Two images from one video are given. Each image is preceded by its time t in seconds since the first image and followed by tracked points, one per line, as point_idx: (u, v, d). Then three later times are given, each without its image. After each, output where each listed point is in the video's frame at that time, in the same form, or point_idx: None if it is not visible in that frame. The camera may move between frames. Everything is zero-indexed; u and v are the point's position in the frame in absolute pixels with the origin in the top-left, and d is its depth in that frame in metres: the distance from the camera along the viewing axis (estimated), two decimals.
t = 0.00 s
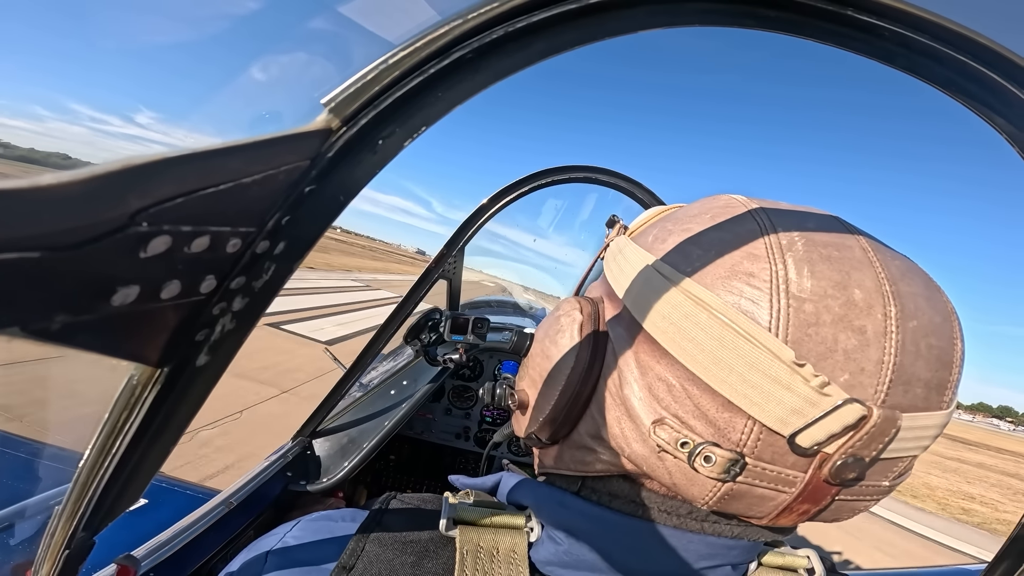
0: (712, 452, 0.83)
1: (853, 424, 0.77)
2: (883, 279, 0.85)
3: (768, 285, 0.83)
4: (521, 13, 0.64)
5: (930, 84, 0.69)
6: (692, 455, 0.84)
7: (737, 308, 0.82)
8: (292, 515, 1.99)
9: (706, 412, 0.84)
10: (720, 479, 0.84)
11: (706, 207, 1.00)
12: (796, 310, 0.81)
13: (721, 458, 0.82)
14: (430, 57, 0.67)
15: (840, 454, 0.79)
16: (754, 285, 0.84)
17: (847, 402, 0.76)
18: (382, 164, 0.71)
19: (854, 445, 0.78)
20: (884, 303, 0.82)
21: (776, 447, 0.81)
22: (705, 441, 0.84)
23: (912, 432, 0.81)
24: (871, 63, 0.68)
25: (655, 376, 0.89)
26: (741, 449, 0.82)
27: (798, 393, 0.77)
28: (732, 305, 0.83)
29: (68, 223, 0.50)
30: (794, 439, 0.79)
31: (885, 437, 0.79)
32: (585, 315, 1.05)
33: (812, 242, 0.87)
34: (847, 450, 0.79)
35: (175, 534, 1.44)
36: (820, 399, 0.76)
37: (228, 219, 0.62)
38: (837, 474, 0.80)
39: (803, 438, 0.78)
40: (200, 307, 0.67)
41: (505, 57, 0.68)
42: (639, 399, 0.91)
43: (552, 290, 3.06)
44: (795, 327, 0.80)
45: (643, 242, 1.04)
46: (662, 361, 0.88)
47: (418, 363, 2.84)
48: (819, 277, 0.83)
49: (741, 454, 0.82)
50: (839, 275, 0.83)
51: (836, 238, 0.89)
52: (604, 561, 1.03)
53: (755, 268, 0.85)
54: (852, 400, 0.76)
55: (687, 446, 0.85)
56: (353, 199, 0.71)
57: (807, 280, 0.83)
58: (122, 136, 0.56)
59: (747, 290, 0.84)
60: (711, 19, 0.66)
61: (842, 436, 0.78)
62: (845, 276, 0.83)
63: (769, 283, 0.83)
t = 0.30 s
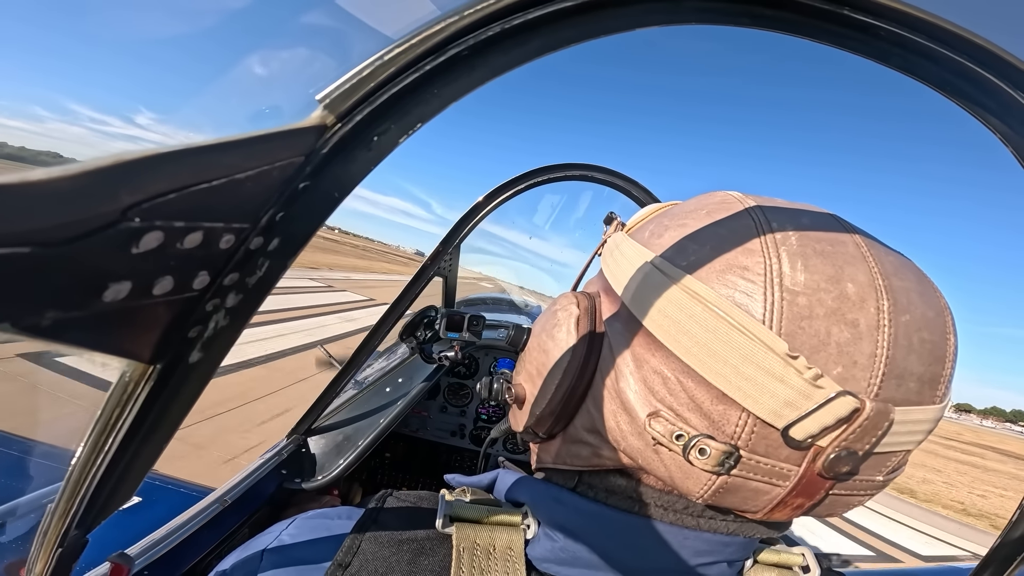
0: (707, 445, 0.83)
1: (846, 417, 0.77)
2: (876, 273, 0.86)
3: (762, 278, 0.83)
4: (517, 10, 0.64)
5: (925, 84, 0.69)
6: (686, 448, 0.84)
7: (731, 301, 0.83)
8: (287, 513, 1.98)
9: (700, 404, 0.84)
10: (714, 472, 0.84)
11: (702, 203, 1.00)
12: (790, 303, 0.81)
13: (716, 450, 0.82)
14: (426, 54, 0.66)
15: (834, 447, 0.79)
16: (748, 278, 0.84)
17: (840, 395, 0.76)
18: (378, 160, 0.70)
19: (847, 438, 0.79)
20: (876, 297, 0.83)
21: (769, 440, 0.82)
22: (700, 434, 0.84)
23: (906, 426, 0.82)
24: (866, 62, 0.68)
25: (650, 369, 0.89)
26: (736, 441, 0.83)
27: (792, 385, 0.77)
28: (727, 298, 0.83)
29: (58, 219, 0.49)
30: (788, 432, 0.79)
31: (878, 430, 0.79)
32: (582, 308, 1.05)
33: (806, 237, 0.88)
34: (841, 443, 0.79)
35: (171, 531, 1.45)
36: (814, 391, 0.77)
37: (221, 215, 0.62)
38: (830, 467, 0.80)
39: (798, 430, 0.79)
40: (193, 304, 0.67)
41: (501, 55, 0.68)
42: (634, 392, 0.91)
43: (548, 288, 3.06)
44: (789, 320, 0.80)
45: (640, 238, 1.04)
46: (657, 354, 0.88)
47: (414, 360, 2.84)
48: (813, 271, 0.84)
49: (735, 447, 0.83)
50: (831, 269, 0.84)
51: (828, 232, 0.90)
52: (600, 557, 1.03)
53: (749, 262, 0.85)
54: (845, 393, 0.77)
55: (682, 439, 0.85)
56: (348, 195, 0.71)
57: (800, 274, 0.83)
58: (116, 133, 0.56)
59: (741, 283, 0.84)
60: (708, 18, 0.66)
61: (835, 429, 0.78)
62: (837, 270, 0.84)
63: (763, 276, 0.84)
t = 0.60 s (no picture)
0: (705, 440, 0.83)
1: (843, 412, 0.77)
2: (874, 268, 0.86)
3: (759, 273, 0.84)
4: (519, 9, 0.64)
5: (928, 83, 0.70)
6: (684, 443, 0.85)
7: (729, 296, 0.83)
8: (286, 511, 1.97)
9: (698, 399, 0.84)
10: (712, 467, 0.84)
11: (700, 199, 1.01)
12: (787, 298, 0.81)
13: (713, 446, 0.83)
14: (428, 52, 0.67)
15: (832, 442, 0.80)
16: (746, 273, 0.84)
17: (837, 389, 0.77)
18: (379, 158, 0.70)
19: (845, 433, 0.79)
20: (874, 292, 0.83)
21: (767, 435, 0.82)
22: (697, 429, 0.85)
23: (904, 421, 0.82)
24: (870, 61, 0.69)
25: (648, 364, 0.89)
26: (733, 437, 0.83)
27: (789, 379, 0.77)
28: (724, 293, 0.83)
29: (62, 218, 0.50)
30: (785, 427, 0.79)
31: (876, 425, 0.79)
32: (580, 304, 1.05)
33: (804, 232, 0.88)
34: (838, 438, 0.79)
35: (171, 529, 1.46)
36: (811, 385, 0.77)
37: (222, 213, 0.62)
38: (828, 463, 0.81)
39: (795, 426, 0.79)
40: (194, 302, 0.67)
41: (503, 54, 0.68)
42: (632, 387, 0.91)
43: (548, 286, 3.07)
44: (786, 315, 0.81)
45: (638, 233, 1.05)
46: (656, 349, 0.89)
47: (412, 358, 2.85)
48: (810, 265, 0.84)
49: (733, 442, 0.83)
50: (829, 264, 0.84)
51: (827, 228, 0.90)
52: (598, 554, 1.04)
53: (747, 256, 0.85)
54: (843, 388, 0.77)
55: (680, 434, 0.86)
56: (350, 193, 0.71)
57: (798, 269, 0.84)
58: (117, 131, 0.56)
59: (739, 278, 0.84)
60: (710, 16, 0.66)
61: (832, 424, 0.79)
62: (835, 265, 0.84)
63: (761, 271, 0.84)
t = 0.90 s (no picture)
0: (702, 444, 0.84)
1: (841, 416, 0.78)
2: (873, 273, 0.86)
3: (758, 277, 0.84)
4: (526, 8, 0.64)
5: (937, 86, 0.70)
6: (682, 446, 0.85)
7: (728, 300, 0.83)
8: (286, 508, 1.97)
9: (696, 403, 0.84)
10: (709, 471, 0.84)
11: (700, 202, 1.01)
12: (785, 302, 0.82)
13: (711, 449, 0.83)
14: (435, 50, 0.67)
15: (829, 447, 0.80)
16: (744, 277, 0.84)
17: (835, 395, 0.77)
18: (384, 156, 0.71)
19: (843, 438, 0.79)
20: (873, 297, 0.83)
21: (764, 440, 0.82)
22: (695, 433, 0.85)
23: (901, 426, 0.82)
24: (879, 64, 0.69)
25: (646, 367, 0.90)
26: (731, 441, 0.83)
27: (787, 383, 0.78)
28: (723, 297, 0.83)
29: (69, 211, 0.50)
30: (783, 431, 0.80)
31: (874, 430, 0.80)
32: (579, 307, 1.05)
33: (804, 235, 0.88)
34: (835, 443, 0.80)
35: (171, 523, 1.46)
36: (809, 390, 0.77)
37: (228, 209, 0.62)
38: (825, 467, 0.81)
39: (792, 430, 0.79)
40: (199, 297, 0.67)
41: (510, 52, 0.68)
42: (630, 390, 0.91)
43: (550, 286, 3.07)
44: (785, 319, 0.81)
45: (637, 236, 1.05)
46: (654, 353, 0.89)
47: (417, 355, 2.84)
48: (809, 269, 0.84)
49: (731, 446, 0.83)
50: (828, 267, 0.84)
51: (825, 231, 0.90)
52: (595, 556, 1.04)
53: (746, 260, 0.86)
54: (841, 392, 0.77)
55: (677, 437, 0.86)
56: (355, 190, 0.71)
57: (797, 273, 0.84)
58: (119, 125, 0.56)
59: (738, 282, 0.84)
60: (718, 17, 0.66)
61: (830, 429, 0.79)
62: (835, 269, 0.84)
63: (760, 275, 0.84)
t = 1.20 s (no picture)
0: (705, 444, 0.83)
1: (844, 418, 0.78)
2: (877, 276, 0.86)
3: (762, 279, 0.84)
4: (535, 8, 0.64)
5: (947, 89, 0.70)
6: (684, 447, 0.85)
7: (732, 302, 0.83)
8: (287, 505, 1.98)
9: (699, 404, 0.84)
10: (712, 471, 0.84)
11: (704, 205, 1.01)
12: (789, 304, 0.82)
13: (713, 450, 0.83)
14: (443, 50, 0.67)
15: (831, 448, 0.80)
16: (748, 279, 0.84)
17: (838, 396, 0.77)
18: (392, 156, 0.71)
19: (845, 440, 0.79)
20: (877, 300, 0.83)
21: (767, 441, 0.82)
22: (698, 433, 0.85)
23: (904, 428, 0.82)
24: (888, 66, 0.69)
25: (650, 368, 0.89)
26: (733, 441, 0.83)
27: (790, 385, 0.78)
28: (727, 298, 0.84)
29: (80, 208, 0.50)
30: (786, 432, 0.79)
31: (876, 432, 0.80)
32: (583, 308, 1.05)
33: (808, 238, 0.88)
34: (838, 444, 0.80)
35: (172, 520, 1.47)
36: (812, 392, 0.77)
37: (235, 207, 0.62)
38: (827, 469, 0.81)
39: (796, 431, 0.79)
40: (206, 294, 0.67)
41: (518, 52, 0.68)
42: (633, 390, 0.91)
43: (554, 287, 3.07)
44: (788, 321, 0.81)
45: (641, 238, 1.05)
46: (658, 353, 0.89)
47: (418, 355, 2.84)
48: (813, 272, 0.84)
49: (733, 447, 0.83)
50: (832, 270, 0.84)
51: (829, 234, 0.90)
52: (595, 556, 1.04)
53: (749, 262, 0.86)
54: (843, 394, 0.77)
55: (680, 438, 0.86)
56: (362, 189, 0.72)
57: (800, 275, 0.84)
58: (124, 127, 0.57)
59: (741, 283, 0.84)
60: (727, 19, 0.66)
61: (833, 430, 0.79)
62: (839, 272, 0.84)
63: (764, 277, 0.84)
